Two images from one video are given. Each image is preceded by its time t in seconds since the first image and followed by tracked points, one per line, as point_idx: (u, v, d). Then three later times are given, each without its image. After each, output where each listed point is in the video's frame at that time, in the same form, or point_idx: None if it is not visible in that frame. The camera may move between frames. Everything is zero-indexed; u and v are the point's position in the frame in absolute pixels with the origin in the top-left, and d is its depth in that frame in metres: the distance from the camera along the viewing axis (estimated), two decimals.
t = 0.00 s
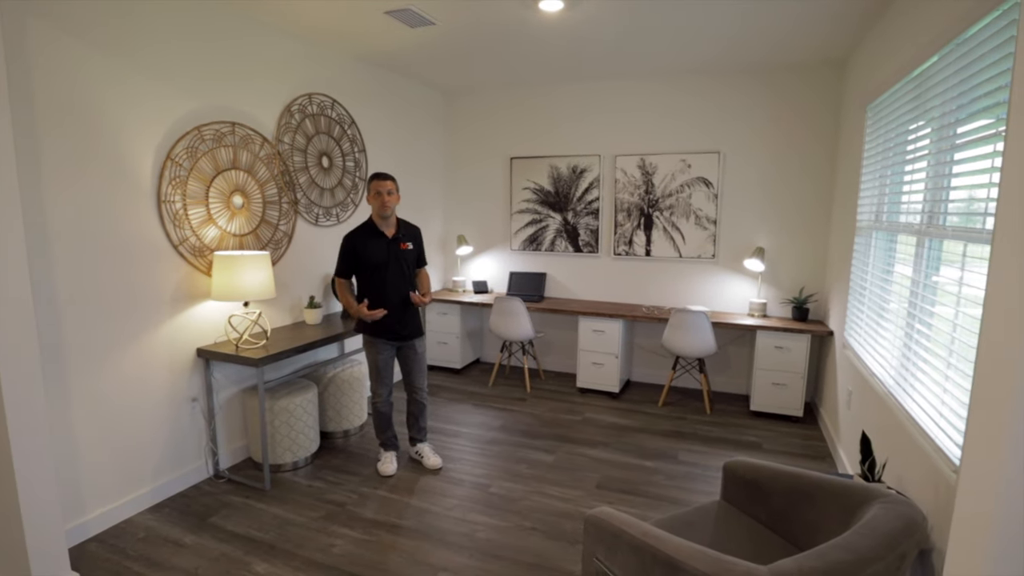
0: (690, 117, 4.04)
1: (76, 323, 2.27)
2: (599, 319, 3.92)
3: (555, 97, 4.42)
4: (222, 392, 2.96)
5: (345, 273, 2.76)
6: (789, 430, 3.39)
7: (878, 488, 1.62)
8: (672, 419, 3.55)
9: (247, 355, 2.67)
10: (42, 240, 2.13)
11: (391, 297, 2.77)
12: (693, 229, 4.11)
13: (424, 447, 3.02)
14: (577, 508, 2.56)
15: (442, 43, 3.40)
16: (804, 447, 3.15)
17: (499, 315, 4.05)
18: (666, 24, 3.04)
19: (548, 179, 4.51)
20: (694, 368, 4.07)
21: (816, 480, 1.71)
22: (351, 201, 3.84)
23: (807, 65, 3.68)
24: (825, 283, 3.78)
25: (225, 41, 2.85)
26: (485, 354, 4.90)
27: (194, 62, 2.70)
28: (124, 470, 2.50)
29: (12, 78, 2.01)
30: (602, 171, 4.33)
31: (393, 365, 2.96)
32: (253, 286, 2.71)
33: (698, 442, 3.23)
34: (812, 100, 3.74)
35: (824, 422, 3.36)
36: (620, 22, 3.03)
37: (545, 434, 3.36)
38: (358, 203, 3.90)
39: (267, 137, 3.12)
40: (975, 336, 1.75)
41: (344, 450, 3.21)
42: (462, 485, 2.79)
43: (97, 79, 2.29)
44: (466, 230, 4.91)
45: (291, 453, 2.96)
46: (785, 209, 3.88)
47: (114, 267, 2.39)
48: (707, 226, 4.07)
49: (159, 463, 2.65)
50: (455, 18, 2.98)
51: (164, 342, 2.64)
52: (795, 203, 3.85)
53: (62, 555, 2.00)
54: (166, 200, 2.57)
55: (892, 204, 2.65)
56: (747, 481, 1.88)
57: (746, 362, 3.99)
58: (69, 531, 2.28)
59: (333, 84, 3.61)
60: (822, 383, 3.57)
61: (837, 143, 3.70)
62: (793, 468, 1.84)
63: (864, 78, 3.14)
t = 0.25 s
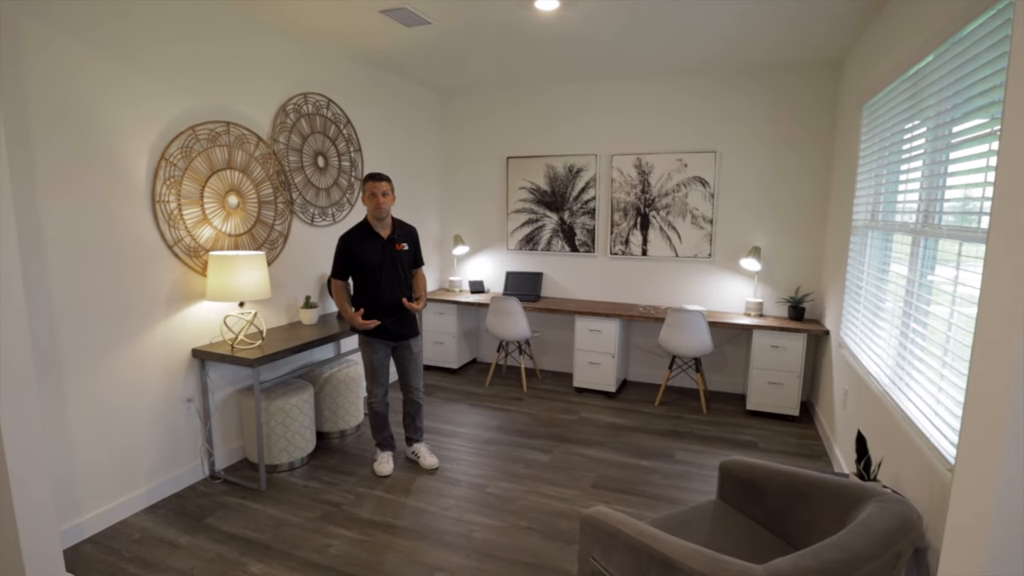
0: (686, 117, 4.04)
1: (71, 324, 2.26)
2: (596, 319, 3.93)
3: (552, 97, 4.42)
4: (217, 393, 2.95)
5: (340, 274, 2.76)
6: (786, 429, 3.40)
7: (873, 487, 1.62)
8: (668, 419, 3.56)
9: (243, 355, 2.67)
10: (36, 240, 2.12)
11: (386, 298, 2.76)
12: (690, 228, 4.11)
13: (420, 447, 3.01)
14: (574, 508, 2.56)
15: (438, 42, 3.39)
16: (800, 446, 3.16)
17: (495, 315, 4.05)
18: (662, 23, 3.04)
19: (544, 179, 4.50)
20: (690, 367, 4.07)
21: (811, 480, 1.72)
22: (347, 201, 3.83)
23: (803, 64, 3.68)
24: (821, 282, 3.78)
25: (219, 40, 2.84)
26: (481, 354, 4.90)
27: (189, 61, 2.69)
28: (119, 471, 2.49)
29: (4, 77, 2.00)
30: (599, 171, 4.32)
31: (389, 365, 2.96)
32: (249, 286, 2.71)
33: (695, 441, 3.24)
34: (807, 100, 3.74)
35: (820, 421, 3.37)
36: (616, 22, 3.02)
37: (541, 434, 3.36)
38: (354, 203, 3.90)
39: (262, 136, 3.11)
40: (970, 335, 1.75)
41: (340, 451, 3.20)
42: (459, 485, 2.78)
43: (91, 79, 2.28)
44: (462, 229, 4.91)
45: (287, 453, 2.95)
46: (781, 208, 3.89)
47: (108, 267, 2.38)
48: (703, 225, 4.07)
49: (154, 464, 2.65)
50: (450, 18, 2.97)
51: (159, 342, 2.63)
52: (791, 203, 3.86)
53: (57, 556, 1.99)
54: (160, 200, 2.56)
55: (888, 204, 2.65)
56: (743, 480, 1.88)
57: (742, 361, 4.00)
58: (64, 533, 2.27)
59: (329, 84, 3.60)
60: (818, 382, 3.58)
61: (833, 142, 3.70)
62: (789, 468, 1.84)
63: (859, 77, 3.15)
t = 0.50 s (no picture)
0: (683, 117, 4.04)
1: (67, 322, 2.25)
2: (593, 318, 3.93)
3: (549, 96, 4.42)
4: (214, 392, 2.95)
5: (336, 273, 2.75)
6: (782, 428, 3.40)
7: (869, 485, 1.62)
8: (665, 418, 3.56)
9: (239, 354, 2.66)
10: (31, 239, 2.11)
11: (382, 297, 2.76)
12: (687, 228, 4.11)
13: (417, 446, 3.01)
14: (571, 507, 2.56)
15: (435, 41, 3.39)
16: (797, 445, 3.16)
17: (492, 314, 4.05)
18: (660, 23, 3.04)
19: (541, 178, 4.50)
20: (687, 366, 4.08)
21: (807, 479, 1.72)
22: (343, 200, 3.83)
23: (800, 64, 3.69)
24: (818, 282, 3.79)
25: (216, 39, 2.84)
26: (478, 353, 4.89)
27: (186, 60, 2.68)
28: (114, 470, 2.48)
29: None
30: (596, 170, 4.33)
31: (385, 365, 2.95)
32: (245, 285, 2.70)
33: (691, 440, 3.24)
34: (804, 99, 3.75)
35: (816, 420, 3.37)
36: (614, 21, 3.03)
37: (538, 433, 3.36)
38: (350, 202, 3.89)
39: (258, 136, 3.11)
40: (965, 333, 1.76)
41: (337, 450, 3.19)
42: (455, 484, 2.78)
43: (86, 77, 2.27)
44: (459, 229, 4.90)
45: (284, 453, 2.95)
46: (777, 208, 3.89)
47: (104, 266, 2.38)
48: (700, 225, 4.07)
49: (150, 464, 2.64)
50: (447, 17, 2.97)
51: (155, 342, 2.63)
52: (788, 202, 3.86)
53: (52, 557, 1.98)
54: (156, 199, 2.56)
55: (884, 203, 2.66)
56: (740, 479, 1.88)
57: (739, 361, 4.00)
58: (60, 533, 2.27)
59: (326, 83, 3.60)
60: (815, 381, 3.58)
61: (829, 142, 3.71)
62: (785, 466, 1.84)
63: (856, 77, 3.15)
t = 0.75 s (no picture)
0: (681, 117, 4.05)
1: (66, 321, 2.25)
2: (592, 318, 3.93)
3: (548, 96, 4.42)
4: (213, 392, 2.95)
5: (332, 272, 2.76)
6: (781, 428, 3.41)
7: (867, 485, 1.63)
8: (664, 418, 3.56)
9: (238, 354, 2.66)
10: (30, 239, 2.11)
11: (377, 297, 2.76)
12: (685, 227, 4.12)
13: (416, 446, 3.01)
14: (570, 507, 2.56)
15: (434, 41, 3.39)
16: (795, 445, 3.17)
17: (491, 314, 4.05)
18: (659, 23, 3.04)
19: (540, 178, 4.50)
20: (686, 366, 4.08)
21: (805, 478, 1.72)
22: (342, 200, 3.82)
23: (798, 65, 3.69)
24: (816, 282, 3.80)
25: (214, 39, 2.84)
26: (477, 353, 4.90)
27: (185, 60, 2.68)
28: (113, 470, 2.48)
29: None
30: (594, 170, 4.33)
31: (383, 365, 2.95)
32: (243, 285, 2.70)
33: (690, 440, 3.24)
34: (803, 100, 3.75)
35: (815, 420, 3.38)
36: (613, 21, 3.03)
37: (537, 433, 3.36)
38: (349, 202, 3.89)
39: (257, 135, 3.10)
40: (963, 333, 1.76)
41: (335, 450, 3.19)
42: (454, 484, 2.78)
43: (85, 77, 2.27)
44: (458, 229, 4.90)
45: (282, 453, 2.95)
46: (776, 208, 3.90)
47: (104, 266, 2.38)
48: (699, 225, 4.08)
49: (148, 464, 2.64)
50: (446, 17, 2.97)
51: (153, 342, 2.62)
52: (786, 202, 3.87)
53: (50, 557, 1.98)
54: (156, 199, 2.55)
55: (882, 203, 2.66)
56: (738, 479, 1.88)
57: (738, 361, 4.01)
58: (59, 532, 2.26)
59: (324, 83, 3.60)
60: (813, 381, 3.59)
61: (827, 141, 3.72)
62: (783, 466, 1.85)
63: (854, 77, 3.16)
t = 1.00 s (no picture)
0: (681, 117, 4.05)
1: (66, 322, 2.26)
2: (591, 318, 3.93)
3: (547, 96, 4.43)
4: (213, 393, 2.95)
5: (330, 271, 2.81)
6: (780, 428, 3.41)
7: (865, 485, 1.63)
8: (663, 418, 3.57)
9: (238, 355, 2.66)
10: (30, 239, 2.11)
11: (371, 297, 2.75)
12: (685, 228, 4.12)
13: (411, 455, 2.90)
14: (569, 507, 2.57)
15: (434, 42, 3.40)
16: (794, 445, 3.18)
17: (490, 314, 4.05)
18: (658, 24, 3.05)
19: (540, 179, 4.51)
20: (685, 367, 4.09)
21: (804, 479, 1.72)
22: (342, 201, 3.83)
23: (797, 65, 3.70)
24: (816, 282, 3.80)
25: (214, 40, 2.84)
26: (477, 354, 4.90)
27: (185, 61, 2.69)
28: (113, 470, 2.48)
29: None
30: (594, 171, 4.33)
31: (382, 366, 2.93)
32: (242, 286, 2.70)
33: (689, 440, 3.25)
34: (801, 100, 3.76)
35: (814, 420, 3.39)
36: (612, 22, 3.03)
37: (536, 433, 3.37)
38: (349, 202, 3.89)
39: (256, 136, 3.11)
40: (961, 333, 1.76)
41: (335, 451, 3.20)
42: (454, 484, 2.79)
43: (85, 78, 2.27)
44: (458, 229, 4.91)
45: (282, 454, 2.95)
46: (775, 208, 3.91)
47: (104, 267, 2.38)
48: (698, 225, 4.08)
49: (148, 464, 2.64)
50: (446, 18, 2.98)
51: (153, 342, 2.63)
52: (785, 203, 3.88)
53: (50, 557, 1.98)
54: (156, 199, 2.56)
55: (881, 203, 2.67)
56: (737, 479, 1.89)
57: (737, 361, 4.02)
58: (59, 532, 2.27)
59: (324, 83, 3.60)
60: (812, 381, 3.60)
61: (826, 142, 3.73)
62: (782, 466, 1.85)
63: (853, 78, 3.17)
